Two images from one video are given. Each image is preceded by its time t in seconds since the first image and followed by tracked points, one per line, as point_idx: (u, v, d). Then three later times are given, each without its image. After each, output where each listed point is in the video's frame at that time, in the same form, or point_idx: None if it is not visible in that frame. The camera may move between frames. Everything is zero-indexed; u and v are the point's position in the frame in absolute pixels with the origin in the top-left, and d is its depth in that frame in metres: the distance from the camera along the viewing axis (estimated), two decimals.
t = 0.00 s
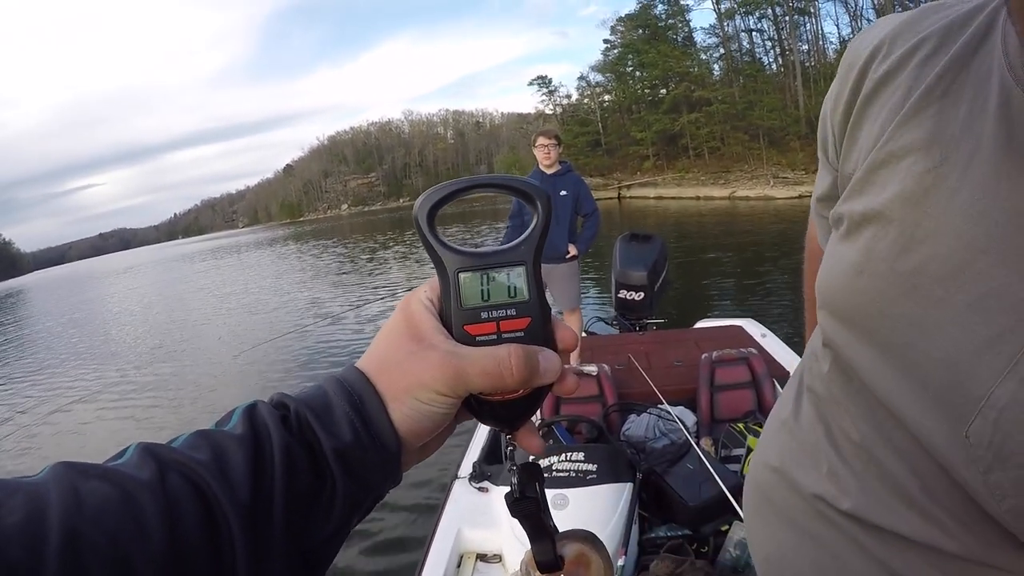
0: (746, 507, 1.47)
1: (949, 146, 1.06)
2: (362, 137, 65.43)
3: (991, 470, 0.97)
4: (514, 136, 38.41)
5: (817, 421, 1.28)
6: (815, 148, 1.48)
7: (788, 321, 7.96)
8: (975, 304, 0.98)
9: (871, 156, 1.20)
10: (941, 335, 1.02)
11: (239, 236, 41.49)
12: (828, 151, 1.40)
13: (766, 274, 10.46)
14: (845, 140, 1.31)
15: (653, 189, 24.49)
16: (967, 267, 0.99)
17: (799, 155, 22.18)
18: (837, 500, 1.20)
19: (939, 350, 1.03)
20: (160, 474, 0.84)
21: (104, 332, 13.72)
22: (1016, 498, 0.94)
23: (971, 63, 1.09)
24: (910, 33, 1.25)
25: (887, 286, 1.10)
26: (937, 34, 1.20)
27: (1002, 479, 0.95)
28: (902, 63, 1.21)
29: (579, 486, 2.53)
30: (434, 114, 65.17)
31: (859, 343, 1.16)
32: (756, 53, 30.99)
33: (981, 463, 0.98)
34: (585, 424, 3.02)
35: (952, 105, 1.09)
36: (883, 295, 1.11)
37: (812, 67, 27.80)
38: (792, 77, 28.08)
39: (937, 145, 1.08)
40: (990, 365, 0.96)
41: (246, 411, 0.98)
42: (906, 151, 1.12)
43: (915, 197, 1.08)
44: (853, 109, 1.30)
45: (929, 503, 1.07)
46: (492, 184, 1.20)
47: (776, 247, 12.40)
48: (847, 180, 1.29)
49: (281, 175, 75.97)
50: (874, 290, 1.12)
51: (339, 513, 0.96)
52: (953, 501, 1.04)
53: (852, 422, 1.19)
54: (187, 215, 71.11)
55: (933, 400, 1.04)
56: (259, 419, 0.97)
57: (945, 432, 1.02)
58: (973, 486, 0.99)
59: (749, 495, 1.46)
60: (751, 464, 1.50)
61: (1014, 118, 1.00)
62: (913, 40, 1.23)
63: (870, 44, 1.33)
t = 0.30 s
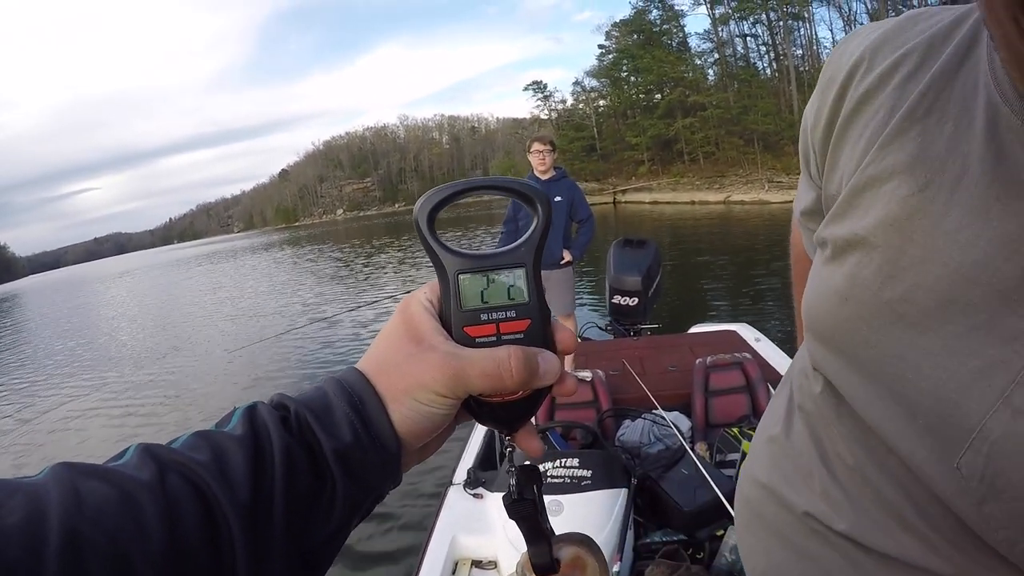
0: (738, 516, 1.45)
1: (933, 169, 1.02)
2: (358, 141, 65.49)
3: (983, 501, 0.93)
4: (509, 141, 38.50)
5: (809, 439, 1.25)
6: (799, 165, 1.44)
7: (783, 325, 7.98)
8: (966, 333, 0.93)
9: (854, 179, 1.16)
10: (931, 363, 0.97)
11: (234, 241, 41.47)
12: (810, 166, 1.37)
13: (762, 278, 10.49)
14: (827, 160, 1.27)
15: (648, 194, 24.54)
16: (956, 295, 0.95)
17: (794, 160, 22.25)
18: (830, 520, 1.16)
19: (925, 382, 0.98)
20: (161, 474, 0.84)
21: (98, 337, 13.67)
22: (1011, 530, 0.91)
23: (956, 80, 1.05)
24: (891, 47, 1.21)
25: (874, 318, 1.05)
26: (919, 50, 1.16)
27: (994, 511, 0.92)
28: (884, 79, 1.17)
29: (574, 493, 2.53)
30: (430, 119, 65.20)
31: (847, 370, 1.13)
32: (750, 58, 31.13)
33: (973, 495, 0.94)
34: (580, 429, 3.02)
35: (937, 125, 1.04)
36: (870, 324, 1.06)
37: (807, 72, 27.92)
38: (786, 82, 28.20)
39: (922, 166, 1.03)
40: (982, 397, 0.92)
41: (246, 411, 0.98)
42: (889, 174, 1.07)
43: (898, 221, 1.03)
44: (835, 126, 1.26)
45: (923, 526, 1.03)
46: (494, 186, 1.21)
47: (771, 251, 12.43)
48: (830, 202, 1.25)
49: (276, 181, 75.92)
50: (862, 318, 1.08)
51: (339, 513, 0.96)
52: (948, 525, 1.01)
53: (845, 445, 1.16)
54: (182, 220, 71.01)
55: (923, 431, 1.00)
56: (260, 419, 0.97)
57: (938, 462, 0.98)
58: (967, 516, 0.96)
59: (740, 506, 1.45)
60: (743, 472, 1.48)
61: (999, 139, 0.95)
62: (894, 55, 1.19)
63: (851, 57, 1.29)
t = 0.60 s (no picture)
0: (740, 522, 1.43)
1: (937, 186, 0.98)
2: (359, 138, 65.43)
3: (982, 526, 0.90)
4: (510, 138, 38.46)
5: (806, 450, 1.22)
6: (792, 171, 1.41)
7: (784, 323, 7.97)
8: (969, 360, 0.91)
9: (853, 194, 1.11)
10: (932, 390, 0.95)
11: (235, 238, 41.49)
12: (806, 176, 1.33)
13: (763, 276, 10.47)
14: (824, 173, 1.22)
15: (649, 191, 24.51)
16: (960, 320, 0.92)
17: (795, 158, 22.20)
18: (828, 540, 1.13)
19: (926, 406, 0.96)
20: (158, 463, 0.84)
21: (99, 333, 13.68)
22: (1008, 555, 0.89)
23: (960, 90, 1.00)
24: (890, 51, 1.16)
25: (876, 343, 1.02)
26: (919, 56, 1.10)
27: (993, 537, 0.89)
28: (885, 88, 1.12)
29: (574, 491, 2.53)
30: (431, 116, 65.10)
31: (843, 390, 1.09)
32: (752, 55, 31.04)
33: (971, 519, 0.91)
34: (580, 427, 3.02)
35: (939, 139, 1.00)
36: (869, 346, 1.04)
37: (809, 69, 27.82)
38: (788, 79, 28.10)
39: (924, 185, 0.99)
40: (985, 422, 0.89)
41: (244, 401, 0.98)
42: (891, 190, 1.03)
43: (900, 242, 1.00)
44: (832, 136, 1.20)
45: (922, 549, 0.99)
46: (492, 178, 1.20)
47: (773, 249, 12.40)
48: (828, 212, 1.22)
49: (277, 177, 75.90)
50: (860, 340, 1.05)
51: (334, 503, 0.96)
52: (948, 549, 0.97)
53: (840, 464, 1.12)
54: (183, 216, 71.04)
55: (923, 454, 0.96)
56: (258, 410, 0.97)
57: (935, 485, 0.95)
58: (965, 539, 0.93)
59: (741, 511, 1.43)
60: (746, 475, 1.47)
61: (1006, 159, 0.92)
62: (893, 61, 1.14)
63: (848, 62, 1.23)
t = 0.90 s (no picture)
0: (738, 528, 1.44)
1: (933, 193, 0.98)
2: (358, 138, 65.32)
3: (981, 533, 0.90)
4: (509, 137, 38.44)
5: (800, 459, 1.22)
6: (779, 184, 1.40)
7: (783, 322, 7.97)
8: (968, 367, 0.91)
9: (845, 201, 1.11)
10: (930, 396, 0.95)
11: (233, 237, 41.42)
12: (795, 192, 1.33)
13: (762, 275, 10.47)
14: (815, 184, 1.22)
15: (648, 191, 24.50)
16: (959, 328, 0.92)
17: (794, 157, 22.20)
18: (824, 552, 1.13)
19: (925, 414, 0.96)
20: (157, 458, 0.85)
21: (98, 333, 13.66)
22: (1007, 563, 0.89)
23: (953, 94, 1.00)
24: (883, 59, 1.16)
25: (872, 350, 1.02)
26: (910, 61, 1.11)
27: (991, 543, 0.89)
28: (876, 95, 1.11)
29: (574, 491, 2.53)
30: (430, 115, 65.04)
31: (839, 400, 1.08)
32: (751, 55, 31.03)
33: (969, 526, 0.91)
34: (579, 427, 3.02)
35: (933, 144, 1.00)
36: (864, 356, 1.04)
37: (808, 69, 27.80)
38: (788, 79, 28.09)
39: (919, 192, 1.00)
40: (984, 430, 0.90)
41: (243, 398, 0.98)
42: (884, 198, 1.03)
43: (895, 251, 1.01)
44: (822, 145, 1.20)
45: (919, 559, 1.00)
46: (489, 175, 1.21)
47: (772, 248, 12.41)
48: (820, 222, 1.21)
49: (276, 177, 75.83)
50: (855, 350, 1.05)
51: (333, 501, 0.96)
52: (944, 558, 0.97)
53: (834, 477, 1.12)
54: (182, 216, 70.98)
55: (921, 463, 0.96)
56: (257, 407, 0.97)
57: (932, 494, 0.95)
58: (962, 547, 0.93)
59: (741, 514, 1.43)
60: (745, 479, 1.47)
61: (1001, 163, 0.92)
62: (885, 68, 1.14)
63: (837, 68, 1.23)
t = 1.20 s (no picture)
0: (734, 532, 1.45)
1: (924, 199, 0.99)
2: (357, 139, 65.31)
3: (973, 538, 0.91)
4: (508, 139, 38.43)
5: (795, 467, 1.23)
6: (771, 189, 1.41)
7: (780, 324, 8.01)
8: (959, 373, 0.92)
9: (838, 206, 1.12)
10: (922, 403, 0.96)
11: (233, 238, 41.42)
12: (789, 198, 1.34)
13: (760, 277, 10.49)
14: (809, 190, 1.22)
15: (647, 193, 24.52)
16: (952, 334, 0.93)
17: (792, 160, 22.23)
18: (818, 559, 1.14)
19: (917, 420, 0.97)
20: (158, 462, 0.85)
21: (96, 334, 13.66)
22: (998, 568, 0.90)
23: (945, 100, 1.01)
24: (876, 63, 1.16)
25: (865, 357, 1.03)
26: (902, 66, 1.12)
27: (983, 549, 0.90)
28: (869, 101, 1.13)
29: (571, 493, 2.54)
30: (429, 117, 65.07)
31: (831, 407, 1.09)
32: (751, 57, 31.05)
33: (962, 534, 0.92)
34: (576, 429, 3.03)
35: (925, 149, 1.01)
36: (856, 362, 1.05)
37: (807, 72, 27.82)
38: (787, 82, 28.11)
39: (911, 199, 1.01)
40: (976, 438, 0.91)
41: (242, 402, 0.99)
42: (877, 204, 1.04)
43: (887, 257, 1.02)
44: (815, 152, 1.21)
45: (911, 564, 1.01)
46: (489, 181, 1.21)
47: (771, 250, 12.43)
48: (813, 227, 1.22)
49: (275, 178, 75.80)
50: (847, 356, 1.06)
51: (331, 506, 0.96)
52: (937, 564, 0.98)
53: (826, 483, 1.13)
54: (181, 217, 70.95)
55: (911, 469, 0.97)
56: (257, 411, 0.98)
57: (924, 500, 0.96)
58: (955, 554, 0.94)
59: (736, 519, 1.44)
60: (741, 484, 1.48)
61: (993, 170, 0.93)
62: (877, 73, 1.15)
63: (831, 72, 1.24)
